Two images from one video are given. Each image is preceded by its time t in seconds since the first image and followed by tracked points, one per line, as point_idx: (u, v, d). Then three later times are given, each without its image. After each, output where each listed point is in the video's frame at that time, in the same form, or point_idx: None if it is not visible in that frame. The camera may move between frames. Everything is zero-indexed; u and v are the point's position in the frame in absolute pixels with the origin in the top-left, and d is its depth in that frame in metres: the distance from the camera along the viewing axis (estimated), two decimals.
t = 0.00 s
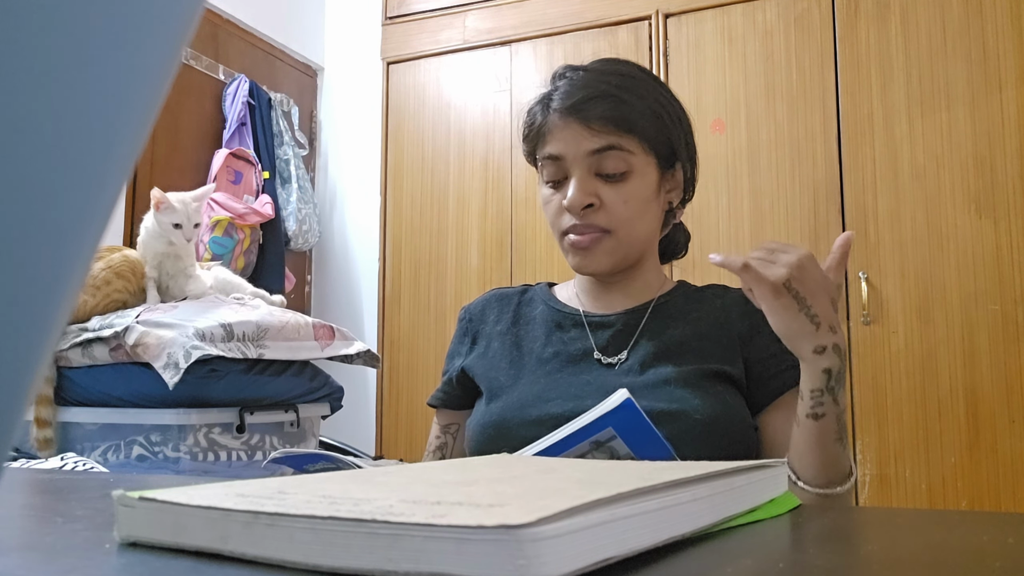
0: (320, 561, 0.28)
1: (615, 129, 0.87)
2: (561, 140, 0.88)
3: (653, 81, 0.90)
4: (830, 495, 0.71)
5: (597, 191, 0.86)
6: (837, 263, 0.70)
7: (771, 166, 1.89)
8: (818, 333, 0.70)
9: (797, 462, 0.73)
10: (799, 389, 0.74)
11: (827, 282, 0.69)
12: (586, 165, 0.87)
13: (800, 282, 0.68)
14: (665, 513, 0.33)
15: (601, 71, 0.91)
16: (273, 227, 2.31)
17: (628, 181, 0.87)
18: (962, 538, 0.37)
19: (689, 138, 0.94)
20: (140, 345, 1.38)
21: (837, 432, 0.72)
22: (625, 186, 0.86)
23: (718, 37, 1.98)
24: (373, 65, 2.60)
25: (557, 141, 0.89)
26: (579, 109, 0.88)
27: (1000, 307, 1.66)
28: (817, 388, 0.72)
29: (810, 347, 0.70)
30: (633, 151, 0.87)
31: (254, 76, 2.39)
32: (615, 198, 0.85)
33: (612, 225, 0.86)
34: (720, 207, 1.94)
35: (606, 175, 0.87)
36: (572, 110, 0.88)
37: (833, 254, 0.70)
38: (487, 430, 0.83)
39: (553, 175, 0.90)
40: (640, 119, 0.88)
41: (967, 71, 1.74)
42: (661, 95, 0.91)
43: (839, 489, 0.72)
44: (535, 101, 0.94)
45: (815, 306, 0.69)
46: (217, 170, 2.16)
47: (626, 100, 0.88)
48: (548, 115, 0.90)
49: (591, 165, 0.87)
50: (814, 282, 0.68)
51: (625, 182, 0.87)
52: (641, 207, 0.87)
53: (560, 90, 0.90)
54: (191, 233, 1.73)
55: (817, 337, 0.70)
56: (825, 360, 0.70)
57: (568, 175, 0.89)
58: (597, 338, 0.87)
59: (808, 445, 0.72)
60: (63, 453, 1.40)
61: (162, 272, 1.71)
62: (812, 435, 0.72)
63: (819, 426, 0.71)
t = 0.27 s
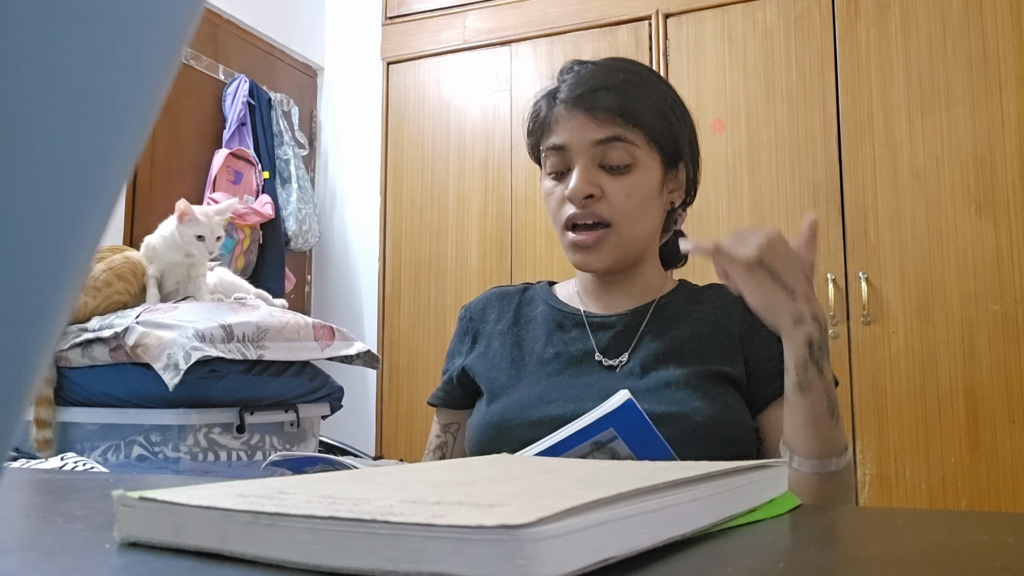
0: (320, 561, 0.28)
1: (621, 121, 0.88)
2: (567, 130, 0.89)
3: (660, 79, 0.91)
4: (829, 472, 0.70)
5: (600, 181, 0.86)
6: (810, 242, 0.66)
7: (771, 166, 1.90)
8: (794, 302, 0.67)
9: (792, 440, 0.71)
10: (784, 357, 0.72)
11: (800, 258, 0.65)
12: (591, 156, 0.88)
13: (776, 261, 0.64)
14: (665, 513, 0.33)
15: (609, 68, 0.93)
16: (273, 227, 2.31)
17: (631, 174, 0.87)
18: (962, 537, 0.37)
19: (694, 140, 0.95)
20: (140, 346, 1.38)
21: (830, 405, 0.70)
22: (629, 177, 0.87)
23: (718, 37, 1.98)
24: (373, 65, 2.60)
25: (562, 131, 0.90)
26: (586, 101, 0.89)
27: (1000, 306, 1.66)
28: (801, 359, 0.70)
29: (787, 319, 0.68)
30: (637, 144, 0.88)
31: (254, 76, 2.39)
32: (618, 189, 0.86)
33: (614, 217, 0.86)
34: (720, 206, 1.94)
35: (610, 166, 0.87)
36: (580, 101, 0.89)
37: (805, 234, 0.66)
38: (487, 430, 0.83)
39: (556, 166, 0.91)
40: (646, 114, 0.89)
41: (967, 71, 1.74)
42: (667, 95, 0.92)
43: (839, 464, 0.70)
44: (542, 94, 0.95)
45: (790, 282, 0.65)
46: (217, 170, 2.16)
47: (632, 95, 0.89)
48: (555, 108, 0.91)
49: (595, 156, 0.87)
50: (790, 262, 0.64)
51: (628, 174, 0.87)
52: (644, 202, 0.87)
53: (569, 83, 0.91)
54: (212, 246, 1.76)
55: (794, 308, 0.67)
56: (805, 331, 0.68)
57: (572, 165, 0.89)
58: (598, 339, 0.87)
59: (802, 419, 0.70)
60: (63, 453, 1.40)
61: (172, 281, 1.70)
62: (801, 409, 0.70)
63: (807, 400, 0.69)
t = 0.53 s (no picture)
0: (320, 561, 0.28)
1: (624, 120, 0.88)
2: (569, 128, 0.89)
3: (662, 80, 0.92)
4: (840, 370, 0.68)
5: (602, 179, 0.86)
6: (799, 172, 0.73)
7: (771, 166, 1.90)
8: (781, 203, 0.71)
9: (799, 348, 0.71)
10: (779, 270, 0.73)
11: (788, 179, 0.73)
12: (593, 153, 0.88)
13: (763, 164, 0.72)
14: (665, 513, 0.33)
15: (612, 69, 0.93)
16: (273, 227, 2.31)
17: (633, 172, 0.87)
18: (962, 537, 0.37)
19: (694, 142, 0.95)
20: (140, 345, 1.38)
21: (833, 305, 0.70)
22: (630, 176, 0.87)
23: (718, 37, 1.98)
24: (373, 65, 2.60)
25: (564, 129, 0.90)
26: (590, 100, 0.89)
27: (1000, 306, 1.66)
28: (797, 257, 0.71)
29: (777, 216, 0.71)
30: (639, 143, 0.88)
31: (254, 76, 2.39)
32: (620, 187, 0.86)
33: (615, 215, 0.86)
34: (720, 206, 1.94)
35: (612, 164, 0.87)
36: (582, 100, 0.89)
37: (793, 166, 0.73)
38: (488, 423, 0.83)
39: (558, 164, 0.91)
40: (648, 113, 0.89)
41: (967, 71, 1.74)
42: (669, 96, 0.93)
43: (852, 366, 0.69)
44: (544, 94, 0.95)
45: (777, 183, 0.71)
46: (217, 170, 2.16)
47: (635, 94, 0.89)
48: (558, 107, 0.92)
49: (598, 154, 0.88)
50: (777, 171, 0.72)
51: (630, 172, 0.87)
52: (646, 200, 0.87)
53: (571, 82, 0.92)
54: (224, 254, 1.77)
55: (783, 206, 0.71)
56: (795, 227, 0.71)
57: (574, 163, 0.89)
58: (597, 331, 0.87)
59: (805, 317, 0.70)
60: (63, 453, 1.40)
61: (185, 289, 1.69)
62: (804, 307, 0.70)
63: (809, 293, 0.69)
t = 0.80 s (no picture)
0: (319, 562, 0.28)
1: (617, 118, 0.88)
2: (562, 128, 0.90)
3: (654, 78, 0.92)
4: (850, 385, 0.68)
5: (595, 177, 0.87)
6: (802, 160, 0.72)
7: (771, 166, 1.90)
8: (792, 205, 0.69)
9: (806, 359, 0.69)
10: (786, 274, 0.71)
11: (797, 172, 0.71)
12: (586, 153, 0.88)
13: (772, 160, 0.70)
14: (665, 513, 0.33)
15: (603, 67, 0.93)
16: (273, 227, 2.31)
17: (627, 170, 0.87)
18: (962, 537, 0.37)
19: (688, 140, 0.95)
20: (140, 346, 1.38)
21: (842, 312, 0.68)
22: (624, 174, 0.87)
23: (718, 37, 1.98)
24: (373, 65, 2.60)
25: (557, 129, 0.90)
26: (582, 99, 0.89)
27: (1000, 306, 1.66)
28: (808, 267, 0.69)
29: (789, 221, 0.69)
30: (633, 141, 0.88)
31: (254, 76, 2.39)
32: (614, 184, 0.86)
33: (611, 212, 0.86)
34: (720, 206, 1.94)
35: (606, 163, 0.88)
36: (575, 99, 0.90)
37: (796, 155, 0.72)
38: (485, 424, 0.83)
39: (552, 164, 0.91)
40: (641, 111, 0.89)
41: (967, 71, 1.74)
42: (661, 94, 0.93)
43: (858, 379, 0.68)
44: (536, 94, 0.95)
45: (789, 183, 0.70)
46: (217, 170, 2.16)
47: (628, 92, 0.89)
48: (550, 107, 0.92)
49: (591, 153, 0.88)
50: (786, 169, 0.70)
51: (624, 170, 0.87)
52: (640, 197, 0.87)
53: (564, 81, 0.92)
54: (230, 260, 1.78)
55: (795, 210, 0.69)
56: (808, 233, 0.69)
57: (568, 162, 0.90)
58: (595, 332, 0.87)
59: (815, 330, 0.68)
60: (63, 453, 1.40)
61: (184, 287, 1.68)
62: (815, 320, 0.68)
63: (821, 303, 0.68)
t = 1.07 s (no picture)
0: (319, 562, 0.28)
1: (616, 119, 0.88)
2: (561, 130, 0.90)
3: (654, 79, 0.92)
4: (851, 336, 0.65)
5: (595, 179, 0.87)
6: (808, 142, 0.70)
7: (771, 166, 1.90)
8: (789, 167, 0.68)
9: (806, 314, 0.67)
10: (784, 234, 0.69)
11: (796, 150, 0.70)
12: (586, 154, 0.88)
13: (771, 129, 0.68)
14: (665, 513, 0.33)
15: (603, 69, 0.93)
16: (273, 227, 2.31)
17: (627, 171, 0.88)
18: (962, 538, 0.37)
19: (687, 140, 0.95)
20: (140, 346, 1.38)
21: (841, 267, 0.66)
22: (624, 175, 0.87)
23: (718, 37, 1.98)
24: (373, 65, 2.59)
25: (557, 131, 0.90)
26: (581, 100, 0.89)
27: (1000, 307, 1.66)
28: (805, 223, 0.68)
29: (784, 180, 0.68)
30: (632, 142, 0.88)
31: (254, 76, 2.39)
32: (614, 186, 0.86)
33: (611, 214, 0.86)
34: (720, 206, 1.94)
35: (606, 164, 0.88)
36: (574, 101, 0.89)
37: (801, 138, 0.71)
38: (485, 425, 0.83)
39: (551, 166, 0.91)
40: (641, 112, 0.89)
41: (967, 71, 1.74)
42: (660, 95, 0.93)
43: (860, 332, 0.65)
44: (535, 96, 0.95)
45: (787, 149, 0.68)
46: (217, 170, 2.16)
47: (628, 93, 0.89)
48: (549, 108, 0.92)
49: (591, 154, 0.88)
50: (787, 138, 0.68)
51: (624, 172, 0.87)
52: (640, 198, 0.87)
53: (562, 83, 0.92)
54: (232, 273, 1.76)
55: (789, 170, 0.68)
56: (804, 193, 0.67)
57: (568, 164, 0.90)
58: (594, 333, 0.87)
59: (813, 283, 0.66)
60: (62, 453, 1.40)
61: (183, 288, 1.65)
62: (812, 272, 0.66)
63: (818, 256, 0.66)
